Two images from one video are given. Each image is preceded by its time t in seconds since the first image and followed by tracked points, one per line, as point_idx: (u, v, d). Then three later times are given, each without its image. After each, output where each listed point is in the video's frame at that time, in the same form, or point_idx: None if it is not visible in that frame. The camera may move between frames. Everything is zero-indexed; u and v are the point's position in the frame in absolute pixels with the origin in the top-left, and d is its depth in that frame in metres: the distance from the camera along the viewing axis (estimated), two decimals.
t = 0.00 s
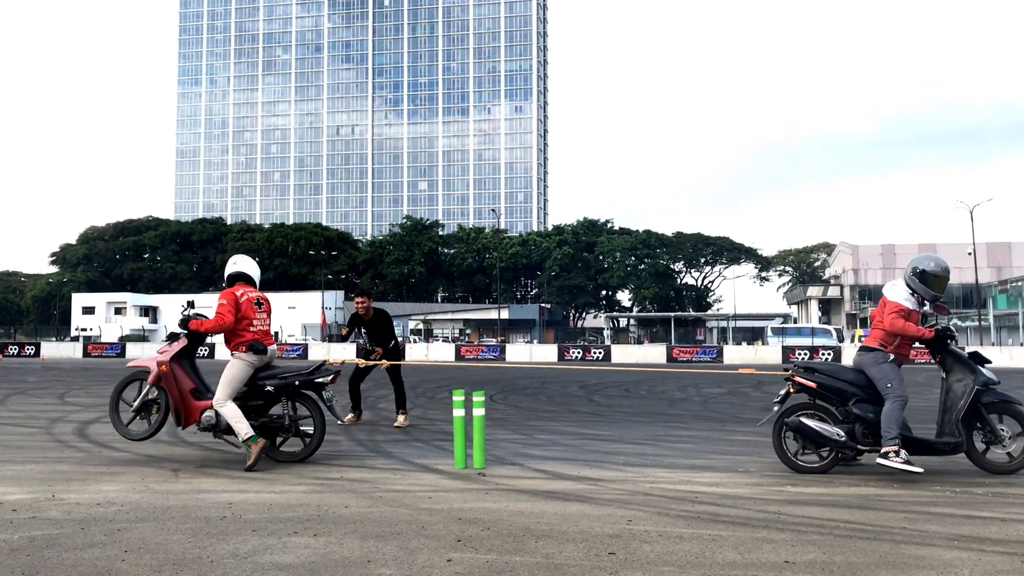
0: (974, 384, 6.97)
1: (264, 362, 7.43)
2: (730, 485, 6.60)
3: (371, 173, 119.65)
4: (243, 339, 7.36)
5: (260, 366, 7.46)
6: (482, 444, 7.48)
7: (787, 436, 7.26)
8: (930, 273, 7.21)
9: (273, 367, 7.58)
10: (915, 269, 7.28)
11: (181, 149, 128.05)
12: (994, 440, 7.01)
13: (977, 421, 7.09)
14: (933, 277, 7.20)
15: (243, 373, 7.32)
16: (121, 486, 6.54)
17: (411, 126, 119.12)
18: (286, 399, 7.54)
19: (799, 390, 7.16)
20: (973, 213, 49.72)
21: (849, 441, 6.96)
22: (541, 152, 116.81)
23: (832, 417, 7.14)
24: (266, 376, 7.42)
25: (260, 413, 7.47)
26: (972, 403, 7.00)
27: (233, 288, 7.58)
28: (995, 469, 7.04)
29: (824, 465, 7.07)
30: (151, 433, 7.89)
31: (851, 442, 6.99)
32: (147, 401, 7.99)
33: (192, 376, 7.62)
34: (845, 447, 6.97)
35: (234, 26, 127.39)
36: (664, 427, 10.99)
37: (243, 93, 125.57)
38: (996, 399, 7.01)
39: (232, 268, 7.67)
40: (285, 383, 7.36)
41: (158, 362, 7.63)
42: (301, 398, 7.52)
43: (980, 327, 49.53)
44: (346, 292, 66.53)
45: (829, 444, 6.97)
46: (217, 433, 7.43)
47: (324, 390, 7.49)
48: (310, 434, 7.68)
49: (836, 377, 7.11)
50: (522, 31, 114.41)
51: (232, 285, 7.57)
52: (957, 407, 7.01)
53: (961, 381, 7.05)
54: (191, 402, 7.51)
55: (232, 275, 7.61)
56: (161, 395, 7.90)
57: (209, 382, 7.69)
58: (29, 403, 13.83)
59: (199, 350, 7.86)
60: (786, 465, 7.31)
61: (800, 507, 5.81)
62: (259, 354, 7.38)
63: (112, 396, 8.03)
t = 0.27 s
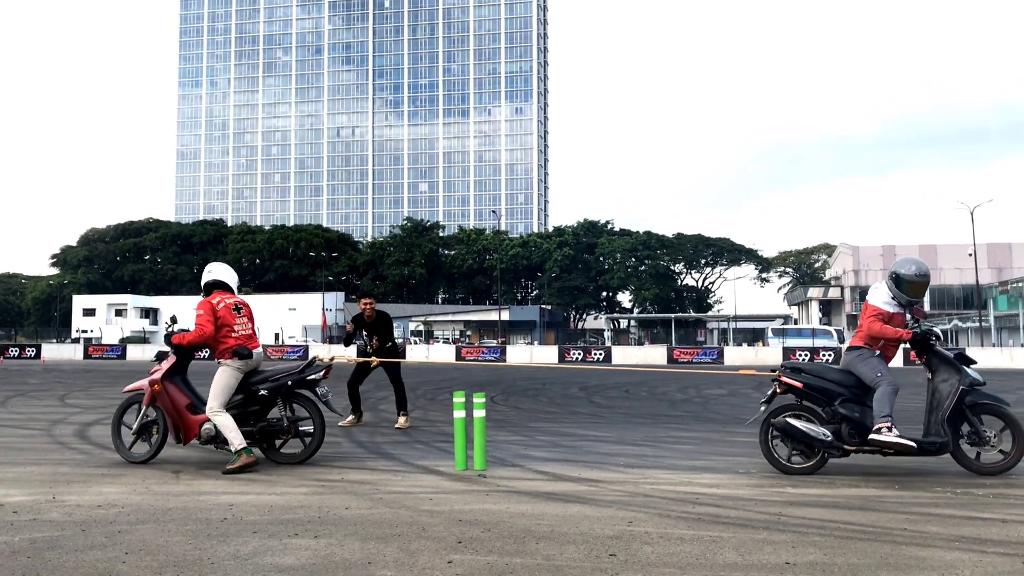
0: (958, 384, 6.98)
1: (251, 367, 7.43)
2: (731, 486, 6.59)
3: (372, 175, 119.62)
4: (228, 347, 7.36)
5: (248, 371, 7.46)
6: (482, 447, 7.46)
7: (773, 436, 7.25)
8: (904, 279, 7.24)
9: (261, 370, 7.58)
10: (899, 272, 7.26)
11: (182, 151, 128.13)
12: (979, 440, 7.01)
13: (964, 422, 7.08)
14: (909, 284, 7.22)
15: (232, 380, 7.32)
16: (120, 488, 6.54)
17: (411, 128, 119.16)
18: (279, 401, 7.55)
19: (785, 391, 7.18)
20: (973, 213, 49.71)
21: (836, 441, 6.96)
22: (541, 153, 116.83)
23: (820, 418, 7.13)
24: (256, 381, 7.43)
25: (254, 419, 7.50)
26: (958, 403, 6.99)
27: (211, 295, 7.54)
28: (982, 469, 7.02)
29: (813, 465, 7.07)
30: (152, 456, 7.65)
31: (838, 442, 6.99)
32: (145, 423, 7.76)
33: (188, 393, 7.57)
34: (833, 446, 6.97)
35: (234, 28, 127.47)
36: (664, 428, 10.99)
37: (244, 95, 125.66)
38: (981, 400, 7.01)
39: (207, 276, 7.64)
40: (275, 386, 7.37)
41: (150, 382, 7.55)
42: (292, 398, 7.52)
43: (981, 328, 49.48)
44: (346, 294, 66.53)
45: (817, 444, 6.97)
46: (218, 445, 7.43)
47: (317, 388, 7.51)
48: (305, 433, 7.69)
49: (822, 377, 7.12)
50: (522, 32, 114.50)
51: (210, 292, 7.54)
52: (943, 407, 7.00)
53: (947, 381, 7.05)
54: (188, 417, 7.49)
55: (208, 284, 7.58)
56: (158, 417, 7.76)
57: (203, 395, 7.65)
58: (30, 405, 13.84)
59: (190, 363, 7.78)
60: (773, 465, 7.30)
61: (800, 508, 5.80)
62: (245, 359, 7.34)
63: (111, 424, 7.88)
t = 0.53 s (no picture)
0: (955, 383, 6.99)
1: (243, 369, 7.41)
2: (731, 487, 6.60)
3: (372, 177, 119.59)
4: (213, 351, 7.30)
5: (242, 373, 7.44)
6: (481, 448, 7.47)
7: (772, 436, 7.23)
8: (919, 273, 7.38)
9: (255, 372, 7.56)
10: (898, 271, 7.45)
11: (182, 152, 128.19)
12: (975, 440, 7.03)
13: (958, 422, 7.11)
14: (921, 277, 7.35)
15: (227, 385, 7.31)
16: (121, 489, 6.55)
17: (411, 130, 119.20)
18: (276, 403, 7.56)
19: (784, 391, 7.17)
20: (973, 213, 49.67)
21: (834, 442, 6.96)
22: (541, 154, 116.82)
23: (818, 418, 7.13)
24: (252, 383, 7.43)
25: (254, 420, 7.52)
26: (953, 404, 7.01)
27: (194, 303, 7.51)
28: (977, 469, 7.05)
29: (811, 466, 7.07)
30: (148, 458, 7.62)
31: (836, 442, 7.00)
32: (140, 424, 7.74)
33: (182, 395, 7.58)
34: (831, 447, 6.97)
35: (234, 30, 127.43)
36: (664, 429, 10.99)
37: (244, 97, 125.66)
38: (975, 400, 7.04)
39: (187, 283, 7.61)
40: (274, 387, 7.38)
41: (143, 384, 7.57)
42: (290, 399, 7.51)
43: (981, 329, 49.44)
44: (346, 296, 66.46)
45: (815, 445, 6.97)
46: (215, 446, 7.44)
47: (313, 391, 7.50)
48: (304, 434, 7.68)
49: (820, 377, 7.11)
50: (522, 34, 114.56)
51: (190, 301, 7.48)
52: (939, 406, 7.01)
53: (943, 380, 7.07)
54: (183, 419, 7.49)
55: (188, 293, 7.55)
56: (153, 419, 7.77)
57: (198, 396, 7.65)
58: (30, 406, 13.84)
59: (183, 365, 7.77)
60: (772, 466, 7.28)
61: (800, 509, 5.81)
62: (233, 362, 7.31)
63: (107, 426, 7.90)
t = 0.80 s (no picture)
0: (954, 386, 6.98)
1: (244, 371, 7.42)
2: (731, 489, 6.59)
3: (372, 178, 119.56)
4: (215, 353, 7.31)
5: (242, 376, 7.46)
6: (482, 449, 7.47)
7: (772, 438, 7.22)
8: (928, 281, 7.25)
9: (254, 375, 7.57)
10: (905, 276, 7.36)
11: (182, 154, 128.23)
12: (976, 441, 7.03)
13: (959, 423, 7.11)
14: (928, 285, 7.26)
15: (227, 389, 7.30)
16: (121, 491, 6.53)
17: (411, 131, 119.32)
18: (275, 405, 7.56)
19: (785, 393, 7.15)
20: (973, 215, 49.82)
21: (835, 444, 6.96)
22: (541, 156, 116.91)
23: (818, 419, 7.13)
24: (251, 387, 7.43)
25: (253, 423, 7.51)
26: (954, 405, 7.00)
27: (194, 305, 7.49)
28: (978, 470, 7.06)
29: (810, 468, 7.07)
30: (146, 459, 7.61)
31: (837, 445, 7.00)
32: (138, 426, 7.74)
33: (181, 397, 7.58)
34: (831, 449, 6.97)
35: (234, 32, 127.44)
36: (664, 431, 10.98)
37: (244, 99, 125.71)
38: (976, 401, 7.04)
39: (191, 285, 7.60)
40: (273, 390, 7.39)
41: (142, 386, 7.55)
42: (289, 401, 7.52)
43: (981, 331, 49.46)
44: (346, 298, 66.46)
45: (816, 447, 6.97)
46: (214, 449, 7.44)
47: (312, 393, 7.51)
48: (304, 436, 7.69)
49: (821, 379, 7.11)
50: (522, 35, 114.66)
51: (192, 303, 7.47)
52: (939, 408, 7.00)
53: (943, 383, 7.06)
54: (182, 421, 7.50)
55: (191, 294, 7.54)
56: (150, 421, 7.75)
57: (197, 398, 7.65)
58: (29, 408, 13.83)
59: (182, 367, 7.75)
60: (773, 468, 7.27)
61: (802, 510, 5.80)
62: (232, 366, 7.34)
63: (104, 427, 7.88)
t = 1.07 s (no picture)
0: (959, 386, 6.97)
1: (246, 370, 7.41)
2: (733, 490, 6.58)
3: (373, 179, 119.51)
4: (217, 352, 7.33)
5: (244, 374, 7.45)
6: (484, 449, 7.47)
7: (775, 438, 7.20)
8: (939, 280, 7.27)
9: (257, 375, 7.56)
10: (915, 276, 7.35)
11: (183, 154, 128.35)
12: (980, 442, 7.02)
13: (962, 424, 7.10)
14: (935, 285, 7.26)
15: (229, 388, 7.29)
16: (122, 492, 6.53)
17: (413, 131, 119.36)
18: (279, 405, 7.54)
19: (788, 393, 7.12)
20: (975, 215, 49.77)
21: (838, 444, 6.96)
22: (542, 156, 116.93)
23: (820, 421, 7.14)
24: (254, 385, 7.44)
25: (256, 422, 7.52)
26: (958, 405, 6.99)
27: (197, 303, 7.52)
28: (980, 470, 7.05)
29: (813, 468, 7.07)
30: (149, 459, 7.62)
31: (841, 445, 6.99)
32: (141, 426, 7.73)
33: (184, 396, 7.58)
34: (834, 450, 6.97)
35: (236, 32, 127.44)
36: (666, 431, 10.96)
37: (245, 99, 125.76)
38: (980, 401, 7.03)
39: (192, 285, 7.63)
40: (275, 389, 7.37)
41: (145, 386, 7.56)
42: (292, 401, 7.49)
43: (983, 331, 49.42)
44: (348, 298, 66.45)
45: (819, 448, 6.96)
46: (216, 449, 7.44)
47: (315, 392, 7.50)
48: (306, 436, 7.68)
49: (825, 379, 7.09)
50: (524, 35, 114.61)
51: (193, 303, 7.49)
52: (944, 408, 6.98)
53: (947, 382, 7.04)
54: (185, 420, 7.50)
55: (192, 293, 7.55)
56: (153, 420, 7.75)
57: (199, 398, 7.66)
58: (29, 409, 13.83)
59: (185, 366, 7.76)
60: (774, 468, 7.26)
61: (803, 511, 5.79)
62: (233, 365, 7.32)
63: (106, 427, 7.86)
